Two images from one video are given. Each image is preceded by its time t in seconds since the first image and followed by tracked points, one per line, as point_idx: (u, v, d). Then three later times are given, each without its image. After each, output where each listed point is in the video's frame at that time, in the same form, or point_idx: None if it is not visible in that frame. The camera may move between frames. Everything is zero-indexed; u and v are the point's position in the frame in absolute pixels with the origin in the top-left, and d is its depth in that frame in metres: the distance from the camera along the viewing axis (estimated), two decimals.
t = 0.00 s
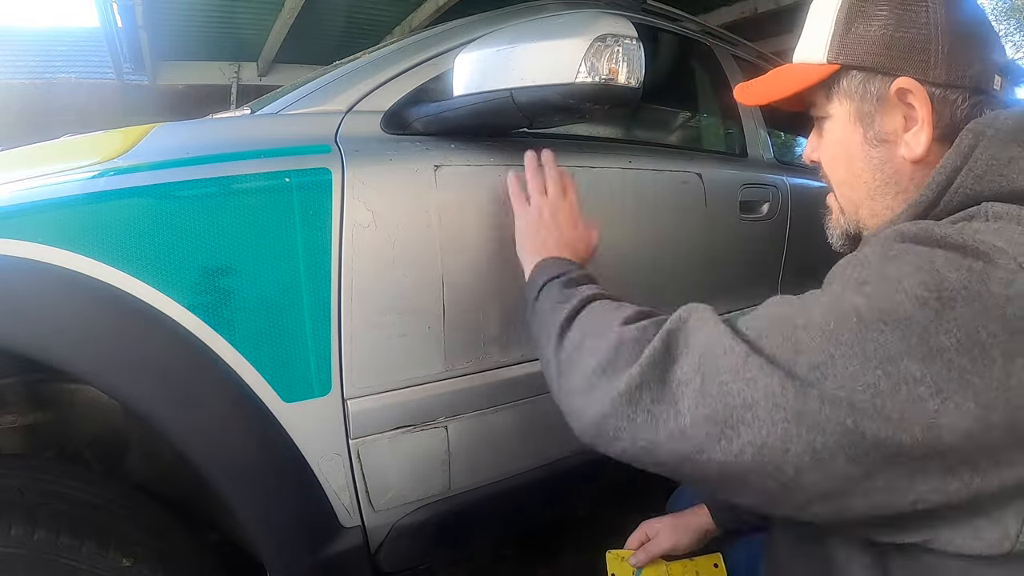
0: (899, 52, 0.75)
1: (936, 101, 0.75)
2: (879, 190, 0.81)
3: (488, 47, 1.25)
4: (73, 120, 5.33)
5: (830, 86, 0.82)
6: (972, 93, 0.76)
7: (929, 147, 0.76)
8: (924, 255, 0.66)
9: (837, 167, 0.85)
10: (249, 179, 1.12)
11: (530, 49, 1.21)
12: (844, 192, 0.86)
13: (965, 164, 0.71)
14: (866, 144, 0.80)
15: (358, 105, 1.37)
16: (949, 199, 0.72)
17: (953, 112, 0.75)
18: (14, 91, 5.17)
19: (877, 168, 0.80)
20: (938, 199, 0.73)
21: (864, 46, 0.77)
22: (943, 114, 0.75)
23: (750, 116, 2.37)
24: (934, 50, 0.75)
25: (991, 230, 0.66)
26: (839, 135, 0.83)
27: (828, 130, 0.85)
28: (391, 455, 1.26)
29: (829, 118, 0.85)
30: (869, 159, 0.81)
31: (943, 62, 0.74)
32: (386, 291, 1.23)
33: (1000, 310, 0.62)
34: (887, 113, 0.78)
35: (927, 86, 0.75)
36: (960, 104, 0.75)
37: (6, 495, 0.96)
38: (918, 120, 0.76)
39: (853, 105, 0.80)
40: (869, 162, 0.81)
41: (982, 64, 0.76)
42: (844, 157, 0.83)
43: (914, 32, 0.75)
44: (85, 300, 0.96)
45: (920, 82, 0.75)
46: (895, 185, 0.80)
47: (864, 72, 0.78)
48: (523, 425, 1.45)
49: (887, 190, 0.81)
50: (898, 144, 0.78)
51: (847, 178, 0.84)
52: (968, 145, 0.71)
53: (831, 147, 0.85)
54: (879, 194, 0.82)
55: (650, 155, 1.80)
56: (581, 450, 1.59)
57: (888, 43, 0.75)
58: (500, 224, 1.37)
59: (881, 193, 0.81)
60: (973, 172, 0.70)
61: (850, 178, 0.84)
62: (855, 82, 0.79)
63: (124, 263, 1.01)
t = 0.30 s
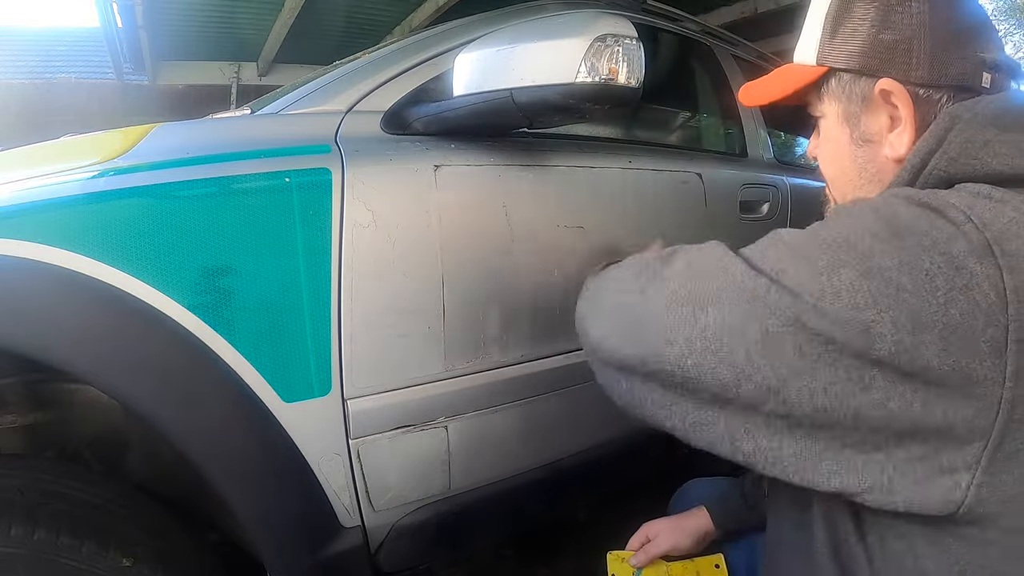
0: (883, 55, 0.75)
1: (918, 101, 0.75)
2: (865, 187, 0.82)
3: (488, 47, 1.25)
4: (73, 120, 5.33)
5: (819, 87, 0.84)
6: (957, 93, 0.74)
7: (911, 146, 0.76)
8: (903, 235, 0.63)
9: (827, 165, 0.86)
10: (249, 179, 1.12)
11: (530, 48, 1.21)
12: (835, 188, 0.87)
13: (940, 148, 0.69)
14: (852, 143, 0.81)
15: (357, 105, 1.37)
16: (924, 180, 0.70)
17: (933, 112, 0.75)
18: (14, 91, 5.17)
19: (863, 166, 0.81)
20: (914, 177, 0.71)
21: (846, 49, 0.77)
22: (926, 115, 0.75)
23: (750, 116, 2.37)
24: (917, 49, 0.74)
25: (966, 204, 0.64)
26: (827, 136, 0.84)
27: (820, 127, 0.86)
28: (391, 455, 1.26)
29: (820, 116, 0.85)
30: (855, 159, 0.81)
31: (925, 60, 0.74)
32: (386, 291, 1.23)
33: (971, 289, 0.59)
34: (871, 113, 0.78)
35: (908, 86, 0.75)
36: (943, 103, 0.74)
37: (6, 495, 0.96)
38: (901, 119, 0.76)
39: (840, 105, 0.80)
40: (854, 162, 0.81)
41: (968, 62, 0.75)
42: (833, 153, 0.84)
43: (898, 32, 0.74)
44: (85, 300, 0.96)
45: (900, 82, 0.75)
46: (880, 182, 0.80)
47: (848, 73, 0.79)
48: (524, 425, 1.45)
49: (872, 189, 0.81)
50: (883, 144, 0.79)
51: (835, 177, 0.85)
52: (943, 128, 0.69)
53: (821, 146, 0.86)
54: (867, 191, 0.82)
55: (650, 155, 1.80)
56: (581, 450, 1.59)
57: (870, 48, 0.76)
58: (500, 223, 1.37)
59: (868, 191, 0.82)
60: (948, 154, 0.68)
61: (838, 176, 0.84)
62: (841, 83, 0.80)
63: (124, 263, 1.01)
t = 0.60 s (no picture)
0: (868, 62, 0.77)
1: (898, 103, 0.77)
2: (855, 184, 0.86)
3: (488, 47, 1.25)
4: (73, 120, 5.32)
5: (813, 92, 0.87)
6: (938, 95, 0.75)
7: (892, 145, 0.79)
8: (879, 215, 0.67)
9: (825, 163, 0.90)
10: (249, 179, 1.12)
11: (530, 49, 1.21)
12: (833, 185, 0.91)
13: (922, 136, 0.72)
14: (841, 143, 0.85)
15: (358, 106, 1.37)
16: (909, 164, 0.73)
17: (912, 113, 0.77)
18: (14, 91, 5.17)
19: (852, 164, 0.85)
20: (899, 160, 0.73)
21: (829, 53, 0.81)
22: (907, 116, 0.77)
23: (750, 117, 2.37)
24: (897, 53, 0.75)
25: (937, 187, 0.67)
26: (823, 134, 0.88)
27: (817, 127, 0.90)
28: (391, 455, 1.26)
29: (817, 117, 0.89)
30: (844, 157, 0.85)
31: (903, 65, 0.75)
32: (386, 290, 1.23)
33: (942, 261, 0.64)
34: (857, 114, 0.81)
35: (890, 89, 0.77)
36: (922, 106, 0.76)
37: (6, 495, 0.96)
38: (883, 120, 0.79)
39: (830, 108, 0.84)
40: (844, 160, 0.85)
41: (950, 63, 0.75)
42: (827, 152, 0.88)
43: (880, 37, 0.76)
44: (85, 300, 0.96)
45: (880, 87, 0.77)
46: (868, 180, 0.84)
47: (836, 76, 0.82)
48: (524, 425, 1.45)
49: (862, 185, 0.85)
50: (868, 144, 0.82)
51: (831, 173, 0.89)
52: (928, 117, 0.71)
53: (820, 143, 0.90)
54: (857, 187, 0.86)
55: (650, 155, 1.80)
56: (581, 450, 1.59)
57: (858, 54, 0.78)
58: (500, 223, 1.37)
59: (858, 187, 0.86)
60: (931, 142, 0.71)
61: (833, 173, 0.89)
62: (831, 87, 0.83)
63: (124, 263, 1.01)
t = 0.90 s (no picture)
0: (868, 65, 0.77)
1: (902, 105, 0.78)
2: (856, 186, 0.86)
3: (488, 47, 1.25)
4: (73, 120, 5.32)
5: (814, 96, 0.87)
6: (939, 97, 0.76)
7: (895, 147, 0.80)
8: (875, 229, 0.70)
9: (825, 165, 0.90)
10: (249, 179, 1.12)
11: (530, 49, 1.21)
12: (832, 187, 0.91)
13: (923, 143, 0.73)
14: (844, 146, 0.85)
15: (357, 105, 1.37)
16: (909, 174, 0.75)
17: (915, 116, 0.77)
18: (13, 91, 5.17)
19: (853, 167, 0.85)
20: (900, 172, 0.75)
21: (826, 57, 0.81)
22: (910, 117, 0.77)
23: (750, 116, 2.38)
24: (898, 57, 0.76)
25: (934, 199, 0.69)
26: (824, 137, 0.88)
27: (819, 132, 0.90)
28: (391, 455, 1.26)
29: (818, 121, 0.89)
30: (846, 159, 0.86)
31: (906, 68, 0.76)
32: (386, 290, 1.23)
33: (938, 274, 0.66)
34: (859, 116, 0.82)
35: (891, 91, 0.78)
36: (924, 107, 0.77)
37: (6, 495, 0.96)
38: (886, 122, 0.79)
39: (831, 112, 0.85)
40: (846, 163, 0.86)
41: (950, 65, 0.76)
42: (829, 156, 0.88)
43: (882, 41, 0.76)
44: (85, 300, 0.96)
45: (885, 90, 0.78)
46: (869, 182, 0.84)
47: (836, 80, 0.82)
48: (524, 425, 1.45)
49: (862, 188, 0.85)
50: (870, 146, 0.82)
51: (831, 176, 0.89)
52: (929, 123, 0.73)
53: (819, 146, 0.90)
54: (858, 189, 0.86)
55: (650, 155, 1.80)
56: (581, 449, 1.59)
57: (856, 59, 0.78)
58: (500, 223, 1.37)
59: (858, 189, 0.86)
60: (932, 148, 0.72)
61: (833, 175, 0.89)
62: (831, 91, 0.83)
63: (124, 263, 1.01)
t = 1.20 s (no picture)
0: (874, 64, 0.77)
1: (909, 107, 0.77)
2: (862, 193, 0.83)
3: (488, 47, 1.25)
4: (73, 120, 5.33)
5: (812, 102, 0.86)
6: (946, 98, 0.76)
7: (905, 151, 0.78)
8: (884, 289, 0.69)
9: (824, 174, 0.87)
10: (248, 179, 1.12)
11: (530, 49, 1.21)
12: (832, 196, 0.88)
13: (930, 168, 0.73)
14: (847, 151, 0.82)
15: (357, 106, 1.37)
16: (917, 202, 0.75)
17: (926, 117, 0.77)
18: (13, 91, 5.17)
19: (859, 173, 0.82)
20: (906, 204, 0.76)
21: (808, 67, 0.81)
22: (917, 120, 0.77)
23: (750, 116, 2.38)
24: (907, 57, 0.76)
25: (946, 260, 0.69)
26: (823, 144, 0.85)
27: (817, 140, 0.87)
28: (391, 455, 1.26)
29: (817, 128, 0.87)
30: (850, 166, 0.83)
31: (914, 68, 0.76)
32: (386, 290, 1.23)
33: (987, 354, 0.64)
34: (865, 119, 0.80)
35: (899, 92, 0.77)
36: (933, 109, 0.77)
37: (6, 495, 0.96)
38: (894, 125, 0.78)
39: (834, 116, 0.82)
40: (851, 169, 0.83)
41: (953, 67, 0.77)
42: (830, 164, 0.85)
43: (888, 41, 0.77)
44: (86, 301, 0.96)
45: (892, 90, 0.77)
46: (876, 188, 0.81)
47: (841, 82, 0.80)
48: (524, 425, 1.45)
49: (868, 195, 0.83)
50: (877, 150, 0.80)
51: (831, 184, 0.86)
52: (932, 149, 0.73)
53: (817, 153, 0.87)
54: (863, 197, 0.83)
55: (650, 155, 1.80)
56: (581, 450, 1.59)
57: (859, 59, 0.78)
58: (501, 223, 1.37)
59: (863, 197, 0.83)
60: (940, 175, 0.73)
61: (834, 183, 0.86)
62: (835, 93, 0.81)
63: (123, 263, 1.01)
